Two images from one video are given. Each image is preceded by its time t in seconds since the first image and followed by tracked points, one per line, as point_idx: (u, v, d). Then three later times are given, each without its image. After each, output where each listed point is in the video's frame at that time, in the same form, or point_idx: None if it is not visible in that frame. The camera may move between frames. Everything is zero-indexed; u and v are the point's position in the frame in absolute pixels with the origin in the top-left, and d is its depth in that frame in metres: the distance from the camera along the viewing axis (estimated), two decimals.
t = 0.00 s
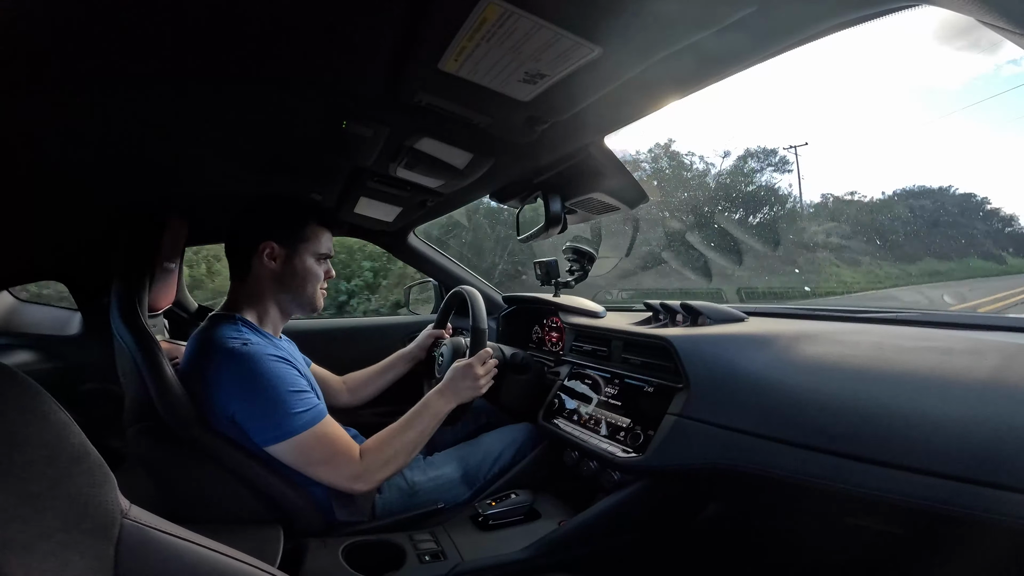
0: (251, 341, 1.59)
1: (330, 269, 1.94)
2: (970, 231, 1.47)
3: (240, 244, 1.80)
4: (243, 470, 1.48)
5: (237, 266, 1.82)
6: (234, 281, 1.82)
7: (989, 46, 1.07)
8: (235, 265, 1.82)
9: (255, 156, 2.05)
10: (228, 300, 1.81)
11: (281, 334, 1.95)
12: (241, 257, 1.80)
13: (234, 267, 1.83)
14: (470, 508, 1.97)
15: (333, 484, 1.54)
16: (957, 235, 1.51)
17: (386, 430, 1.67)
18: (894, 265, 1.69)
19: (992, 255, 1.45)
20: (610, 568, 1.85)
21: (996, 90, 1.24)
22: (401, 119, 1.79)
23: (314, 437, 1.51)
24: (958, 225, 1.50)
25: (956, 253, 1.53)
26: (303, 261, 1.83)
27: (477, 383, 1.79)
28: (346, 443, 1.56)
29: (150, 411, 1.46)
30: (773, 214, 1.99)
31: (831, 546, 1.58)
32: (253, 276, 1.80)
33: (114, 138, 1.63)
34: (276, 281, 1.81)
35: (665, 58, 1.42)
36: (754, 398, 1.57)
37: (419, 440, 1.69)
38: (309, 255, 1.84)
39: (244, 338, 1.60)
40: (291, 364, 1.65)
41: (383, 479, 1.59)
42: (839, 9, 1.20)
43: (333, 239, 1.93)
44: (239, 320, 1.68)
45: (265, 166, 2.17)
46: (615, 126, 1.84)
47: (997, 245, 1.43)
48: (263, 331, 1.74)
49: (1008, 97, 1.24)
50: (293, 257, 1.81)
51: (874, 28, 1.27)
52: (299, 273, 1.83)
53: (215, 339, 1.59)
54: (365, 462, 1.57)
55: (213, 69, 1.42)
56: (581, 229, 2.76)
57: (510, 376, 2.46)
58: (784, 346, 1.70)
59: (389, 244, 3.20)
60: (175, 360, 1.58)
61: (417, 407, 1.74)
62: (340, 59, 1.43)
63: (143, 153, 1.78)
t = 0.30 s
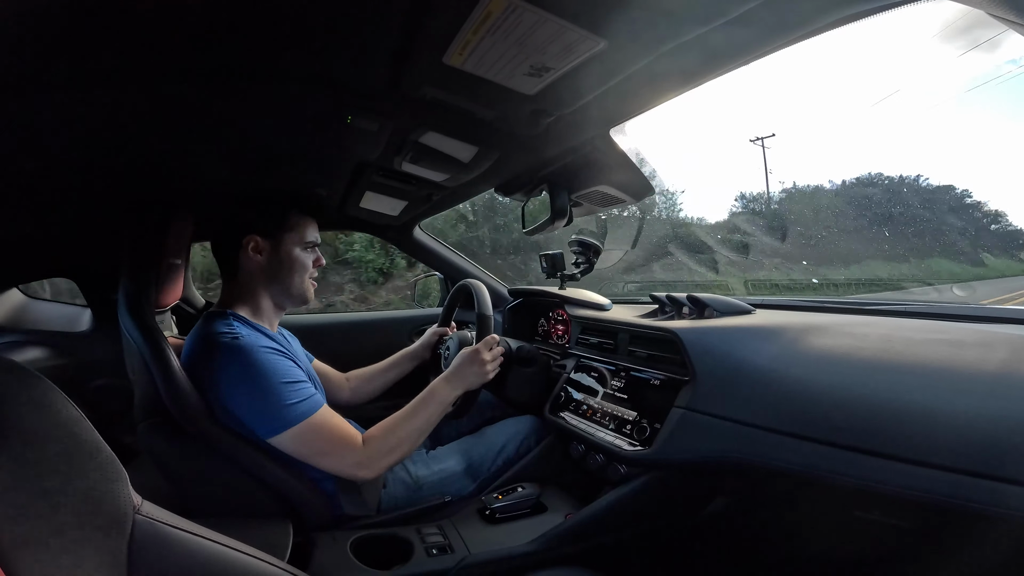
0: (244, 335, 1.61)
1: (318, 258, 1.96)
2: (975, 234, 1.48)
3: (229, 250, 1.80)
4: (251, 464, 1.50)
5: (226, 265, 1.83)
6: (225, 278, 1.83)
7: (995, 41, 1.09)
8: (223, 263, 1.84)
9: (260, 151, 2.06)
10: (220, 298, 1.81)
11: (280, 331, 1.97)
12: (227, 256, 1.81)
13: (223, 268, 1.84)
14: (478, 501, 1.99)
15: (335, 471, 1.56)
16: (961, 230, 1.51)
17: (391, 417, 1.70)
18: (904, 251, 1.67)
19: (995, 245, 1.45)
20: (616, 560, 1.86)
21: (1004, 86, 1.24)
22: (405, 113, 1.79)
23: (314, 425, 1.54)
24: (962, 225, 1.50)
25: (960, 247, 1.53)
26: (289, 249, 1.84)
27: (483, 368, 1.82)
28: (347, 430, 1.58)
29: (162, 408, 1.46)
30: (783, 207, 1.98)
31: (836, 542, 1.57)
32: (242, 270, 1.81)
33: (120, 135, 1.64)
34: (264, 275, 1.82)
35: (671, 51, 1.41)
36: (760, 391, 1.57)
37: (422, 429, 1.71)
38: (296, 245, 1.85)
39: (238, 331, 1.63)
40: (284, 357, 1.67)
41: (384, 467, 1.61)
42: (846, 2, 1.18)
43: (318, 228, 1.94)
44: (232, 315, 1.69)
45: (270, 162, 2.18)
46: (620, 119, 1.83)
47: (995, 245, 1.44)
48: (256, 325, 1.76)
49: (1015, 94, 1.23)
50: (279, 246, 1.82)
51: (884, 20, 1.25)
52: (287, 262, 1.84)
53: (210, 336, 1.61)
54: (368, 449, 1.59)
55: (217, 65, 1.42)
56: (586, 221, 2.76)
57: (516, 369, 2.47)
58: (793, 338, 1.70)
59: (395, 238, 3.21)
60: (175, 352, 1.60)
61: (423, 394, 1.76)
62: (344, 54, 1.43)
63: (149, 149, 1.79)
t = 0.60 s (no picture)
0: (245, 332, 1.62)
1: (311, 248, 1.96)
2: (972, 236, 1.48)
3: (223, 252, 1.80)
4: (253, 463, 1.50)
5: (217, 266, 1.84)
6: (218, 281, 1.84)
7: (990, 44, 1.10)
8: (215, 267, 1.84)
9: (262, 150, 2.06)
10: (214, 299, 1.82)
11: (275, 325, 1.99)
12: (217, 257, 1.82)
13: (217, 273, 1.86)
14: (479, 499, 1.99)
15: (340, 469, 1.57)
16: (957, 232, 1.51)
17: (395, 415, 1.71)
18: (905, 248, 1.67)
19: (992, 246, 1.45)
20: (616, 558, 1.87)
21: (1000, 88, 1.24)
22: (406, 111, 1.79)
23: (317, 421, 1.55)
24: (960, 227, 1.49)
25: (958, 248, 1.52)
26: (277, 242, 1.83)
27: (486, 364, 1.83)
28: (350, 429, 1.59)
29: (163, 405, 1.46)
30: (785, 207, 1.97)
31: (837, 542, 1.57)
32: (233, 272, 1.81)
33: (122, 135, 1.65)
34: (256, 272, 1.83)
35: (672, 50, 1.41)
36: (762, 391, 1.57)
37: (425, 426, 1.72)
38: (285, 238, 1.85)
39: (238, 327, 1.63)
40: (285, 353, 1.68)
41: (389, 466, 1.63)
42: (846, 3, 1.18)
43: (304, 219, 1.94)
44: (232, 312, 1.70)
45: (272, 161, 2.18)
46: (621, 118, 1.83)
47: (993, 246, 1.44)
48: (255, 321, 1.77)
49: (1014, 96, 1.23)
50: (266, 241, 1.82)
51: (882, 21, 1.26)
52: (276, 257, 1.84)
53: (212, 332, 1.61)
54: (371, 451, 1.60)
55: (218, 64, 1.42)
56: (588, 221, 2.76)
57: (518, 367, 2.47)
58: (795, 337, 1.70)
59: (397, 237, 3.21)
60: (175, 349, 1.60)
61: (426, 390, 1.76)
62: (345, 53, 1.43)
63: (151, 149, 1.79)
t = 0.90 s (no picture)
0: (246, 333, 1.62)
1: (314, 249, 1.96)
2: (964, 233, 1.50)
3: (224, 253, 1.80)
4: (252, 463, 1.50)
5: (217, 266, 1.84)
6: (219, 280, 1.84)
7: (989, 42, 1.10)
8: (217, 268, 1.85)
9: (265, 150, 2.06)
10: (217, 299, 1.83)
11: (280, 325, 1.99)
12: (218, 254, 1.81)
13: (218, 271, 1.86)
14: (480, 499, 1.99)
15: (345, 467, 1.58)
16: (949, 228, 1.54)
17: (398, 413, 1.70)
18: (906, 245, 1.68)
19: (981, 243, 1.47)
20: (617, 558, 1.87)
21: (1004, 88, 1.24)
22: (408, 111, 1.79)
23: (320, 421, 1.55)
24: (954, 228, 1.52)
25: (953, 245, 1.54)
26: (281, 243, 1.83)
27: (488, 359, 1.84)
28: (353, 428, 1.59)
29: (164, 406, 1.44)
30: (787, 208, 2.01)
31: (837, 545, 1.56)
32: (236, 272, 1.81)
33: (124, 134, 1.65)
34: (259, 272, 1.83)
35: (674, 50, 1.40)
36: (764, 391, 1.57)
37: (427, 425, 1.73)
38: (290, 238, 1.86)
39: (240, 328, 1.63)
40: (286, 354, 1.67)
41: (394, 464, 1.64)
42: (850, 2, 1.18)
43: (310, 219, 1.94)
44: (233, 313, 1.70)
45: (273, 160, 2.18)
46: (622, 118, 1.84)
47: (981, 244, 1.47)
48: (257, 321, 1.77)
49: (1015, 98, 1.23)
50: (270, 243, 1.82)
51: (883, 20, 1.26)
52: (279, 258, 1.84)
53: (212, 333, 1.61)
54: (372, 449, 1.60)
55: (221, 64, 1.43)
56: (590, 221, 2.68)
57: (519, 367, 2.47)
58: (796, 338, 1.69)
59: (399, 236, 3.21)
60: (176, 348, 1.60)
61: (427, 387, 1.76)
62: (346, 53, 1.43)
63: (153, 148, 1.79)
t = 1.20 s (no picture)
0: (243, 337, 1.61)
1: (310, 247, 1.96)
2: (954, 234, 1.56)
3: (224, 254, 1.80)
4: (252, 464, 1.49)
5: (216, 267, 1.83)
6: (217, 283, 1.84)
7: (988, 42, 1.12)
8: (215, 270, 1.84)
9: (264, 150, 2.06)
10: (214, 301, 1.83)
11: (279, 328, 1.98)
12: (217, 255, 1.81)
13: (215, 273, 1.85)
14: (480, 500, 1.99)
15: (345, 471, 1.58)
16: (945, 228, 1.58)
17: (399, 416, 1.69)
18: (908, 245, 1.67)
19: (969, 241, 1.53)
20: (616, 559, 1.87)
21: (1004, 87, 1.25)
22: (407, 112, 1.79)
23: (318, 424, 1.55)
24: (936, 227, 1.59)
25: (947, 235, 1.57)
26: (279, 244, 1.83)
27: (488, 361, 1.84)
28: (352, 433, 1.59)
29: (163, 407, 1.44)
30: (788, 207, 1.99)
31: (836, 544, 1.56)
32: (234, 274, 1.81)
33: (124, 135, 1.65)
34: (258, 273, 1.82)
35: (674, 51, 1.41)
36: (763, 390, 1.57)
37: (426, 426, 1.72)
38: (286, 237, 1.85)
39: (237, 331, 1.63)
40: (284, 358, 1.67)
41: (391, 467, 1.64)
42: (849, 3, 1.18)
43: (305, 218, 1.94)
44: (231, 316, 1.69)
45: (273, 161, 2.18)
46: (622, 119, 1.84)
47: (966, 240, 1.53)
48: (254, 324, 1.77)
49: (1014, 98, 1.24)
50: (268, 243, 1.81)
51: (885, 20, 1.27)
52: (278, 259, 1.83)
53: (210, 337, 1.61)
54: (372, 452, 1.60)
55: (220, 65, 1.42)
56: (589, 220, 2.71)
57: (518, 368, 2.47)
58: (796, 337, 1.70)
59: (399, 237, 3.21)
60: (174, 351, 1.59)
61: (428, 387, 1.75)
62: (346, 54, 1.43)
63: (153, 149, 1.79)
